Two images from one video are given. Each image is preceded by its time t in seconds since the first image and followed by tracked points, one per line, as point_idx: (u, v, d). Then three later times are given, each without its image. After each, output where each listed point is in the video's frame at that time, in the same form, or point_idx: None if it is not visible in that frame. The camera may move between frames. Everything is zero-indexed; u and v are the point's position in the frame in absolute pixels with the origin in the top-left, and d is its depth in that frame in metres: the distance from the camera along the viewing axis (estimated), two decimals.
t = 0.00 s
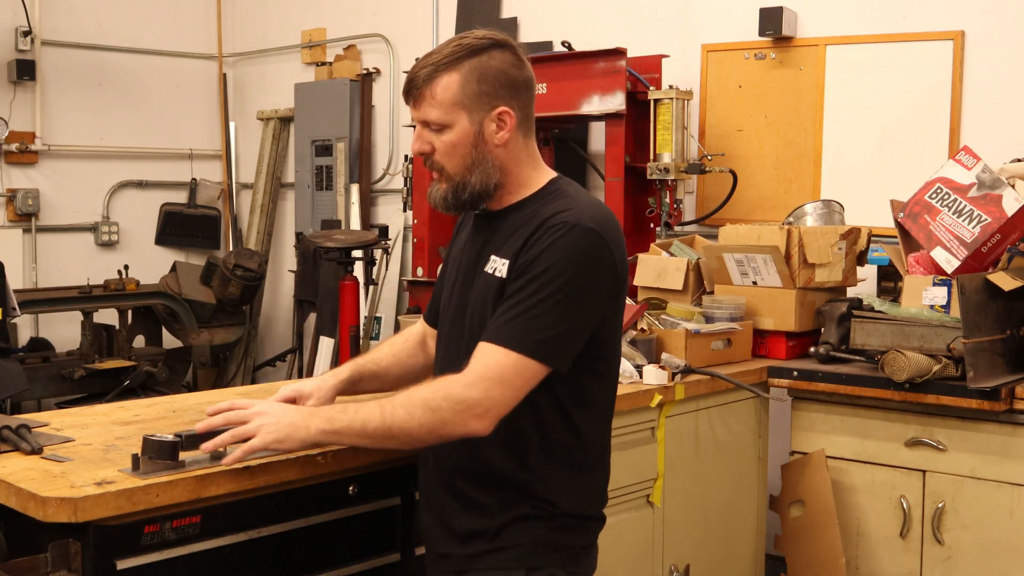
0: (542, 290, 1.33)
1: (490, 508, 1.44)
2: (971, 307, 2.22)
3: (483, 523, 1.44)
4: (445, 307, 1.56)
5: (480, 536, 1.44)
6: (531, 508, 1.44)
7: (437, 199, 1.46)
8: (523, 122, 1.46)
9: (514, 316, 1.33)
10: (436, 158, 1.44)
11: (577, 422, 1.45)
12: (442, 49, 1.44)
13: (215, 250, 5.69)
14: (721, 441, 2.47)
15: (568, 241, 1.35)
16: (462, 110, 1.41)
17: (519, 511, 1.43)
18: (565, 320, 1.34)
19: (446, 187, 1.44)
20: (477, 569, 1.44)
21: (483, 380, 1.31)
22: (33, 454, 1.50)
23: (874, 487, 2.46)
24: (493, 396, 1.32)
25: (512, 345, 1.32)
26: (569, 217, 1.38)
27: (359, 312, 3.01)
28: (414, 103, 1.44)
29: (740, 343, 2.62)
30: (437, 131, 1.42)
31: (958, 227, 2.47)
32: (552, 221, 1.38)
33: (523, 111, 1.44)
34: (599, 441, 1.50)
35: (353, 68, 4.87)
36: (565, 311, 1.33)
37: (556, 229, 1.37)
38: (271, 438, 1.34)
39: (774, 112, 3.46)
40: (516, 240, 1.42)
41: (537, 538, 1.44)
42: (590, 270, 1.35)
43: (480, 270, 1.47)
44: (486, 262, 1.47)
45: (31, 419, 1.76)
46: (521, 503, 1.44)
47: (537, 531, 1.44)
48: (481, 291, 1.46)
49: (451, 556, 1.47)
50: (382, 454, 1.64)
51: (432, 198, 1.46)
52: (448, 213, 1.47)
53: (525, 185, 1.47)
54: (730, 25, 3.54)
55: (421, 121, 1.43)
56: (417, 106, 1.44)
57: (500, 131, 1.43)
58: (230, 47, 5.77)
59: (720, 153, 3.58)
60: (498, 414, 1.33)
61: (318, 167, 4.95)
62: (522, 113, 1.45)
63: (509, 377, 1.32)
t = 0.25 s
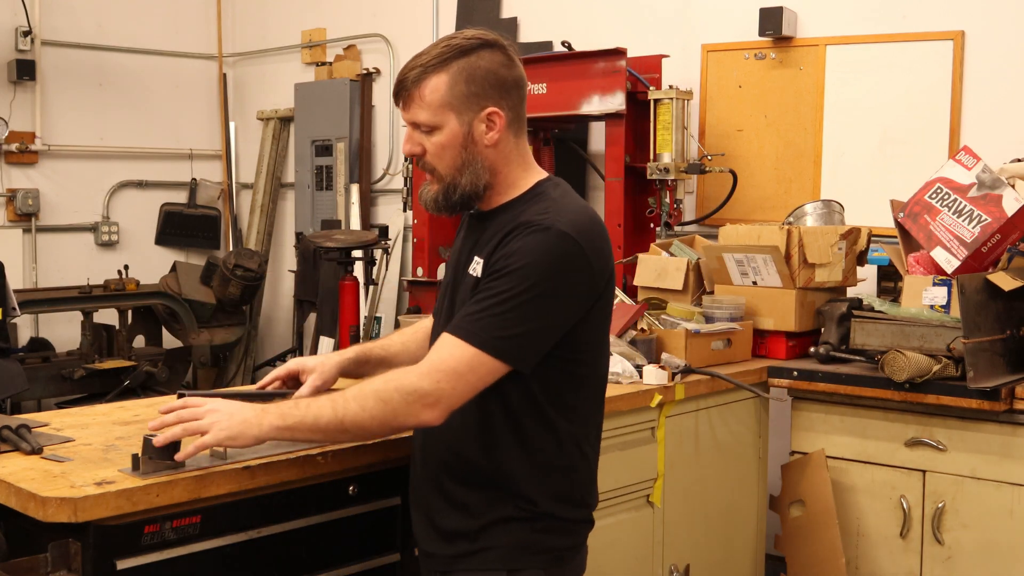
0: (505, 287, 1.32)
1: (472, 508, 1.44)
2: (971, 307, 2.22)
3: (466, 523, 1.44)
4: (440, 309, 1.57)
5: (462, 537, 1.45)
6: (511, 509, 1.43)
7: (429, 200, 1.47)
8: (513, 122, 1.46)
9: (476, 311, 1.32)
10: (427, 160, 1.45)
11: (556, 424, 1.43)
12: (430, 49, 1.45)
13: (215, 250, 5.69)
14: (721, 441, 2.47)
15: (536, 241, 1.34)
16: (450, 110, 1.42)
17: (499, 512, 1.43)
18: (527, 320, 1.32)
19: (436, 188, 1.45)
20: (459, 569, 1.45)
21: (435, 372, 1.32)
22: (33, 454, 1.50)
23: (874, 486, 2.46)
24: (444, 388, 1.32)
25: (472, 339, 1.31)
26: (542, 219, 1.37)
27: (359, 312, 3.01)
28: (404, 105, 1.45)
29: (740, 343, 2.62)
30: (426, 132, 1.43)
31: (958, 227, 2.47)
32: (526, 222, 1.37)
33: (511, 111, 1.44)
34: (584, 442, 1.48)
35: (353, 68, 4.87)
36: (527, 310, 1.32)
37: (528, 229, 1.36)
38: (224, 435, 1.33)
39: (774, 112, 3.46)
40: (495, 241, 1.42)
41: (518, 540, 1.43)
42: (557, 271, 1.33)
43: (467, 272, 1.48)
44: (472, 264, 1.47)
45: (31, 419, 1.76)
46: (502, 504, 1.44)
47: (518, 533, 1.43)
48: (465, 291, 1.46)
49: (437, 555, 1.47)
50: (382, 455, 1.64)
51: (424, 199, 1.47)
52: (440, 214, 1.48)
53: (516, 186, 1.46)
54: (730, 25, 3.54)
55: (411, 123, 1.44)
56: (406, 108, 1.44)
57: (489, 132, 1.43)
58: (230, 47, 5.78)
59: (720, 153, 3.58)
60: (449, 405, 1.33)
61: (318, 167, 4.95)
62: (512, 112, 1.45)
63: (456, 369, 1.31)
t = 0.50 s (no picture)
0: (487, 286, 1.32)
1: (464, 507, 1.44)
2: (971, 307, 2.22)
3: (459, 522, 1.44)
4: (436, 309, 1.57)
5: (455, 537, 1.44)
6: (502, 509, 1.43)
7: (421, 203, 1.47)
8: (502, 121, 1.46)
9: (459, 309, 1.32)
10: (418, 163, 1.45)
11: (544, 424, 1.43)
12: (417, 53, 1.45)
13: (215, 250, 5.69)
14: (721, 441, 2.47)
15: (519, 239, 1.34)
16: (438, 112, 1.42)
17: (490, 511, 1.43)
18: (510, 318, 1.32)
19: (428, 191, 1.45)
20: (452, 568, 1.44)
21: (416, 368, 1.33)
22: (33, 455, 1.50)
23: (874, 486, 2.46)
24: (425, 384, 1.33)
25: (456, 337, 1.31)
26: (526, 218, 1.37)
27: (359, 312, 3.01)
28: (393, 109, 1.45)
29: (740, 343, 2.62)
30: (416, 135, 1.43)
31: (958, 227, 2.47)
32: (511, 221, 1.37)
33: (499, 110, 1.44)
34: (576, 443, 1.48)
35: (353, 68, 4.86)
36: (510, 309, 1.31)
37: (512, 228, 1.36)
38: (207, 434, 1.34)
39: (774, 112, 3.46)
40: (482, 240, 1.42)
41: (509, 540, 1.42)
42: (540, 270, 1.33)
43: (458, 272, 1.48)
44: (463, 264, 1.47)
45: (31, 419, 1.76)
46: (492, 503, 1.43)
47: (508, 533, 1.43)
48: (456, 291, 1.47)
49: (431, 555, 1.47)
50: (382, 455, 1.64)
51: (416, 202, 1.47)
52: (433, 216, 1.48)
53: (507, 186, 1.46)
54: (730, 25, 3.54)
55: (400, 126, 1.44)
56: (395, 112, 1.44)
57: (478, 132, 1.43)
58: (229, 47, 5.78)
59: (720, 153, 3.58)
60: (429, 401, 1.34)
61: (318, 167, 4.95)
62: (501, 112, 1.45)
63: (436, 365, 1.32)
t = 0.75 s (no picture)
0: (476, 282, 1.32)
1: (462, 506, 1.45)
2: (971, 307, 2.22)
3: (458, 522, 1.44)
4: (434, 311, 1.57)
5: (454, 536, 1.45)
6: (500, 508, 1.43)
7: (416, 204, 1.47)
8: (493, 119, 1.45)
9: (451, 307, 1.32)
10: (412, 164, 1.45)
11: (540, 421, 1.43)
12: (406, 54, 1.45)
13: (215, 250, 5.69)
14: (721, 441, 2.47)
15: (508, 236, 1.33)
16: (429, 113, 1.42)
17: (488, 510, 1.43)
18: (501, 314, 1.31)
19: (423, 192, 1.45)
20: (451, 568, 1.45)
21: (409, 365, 1.32)
22: (33, 454, 1.50)
23: (874, 486, 2.46)
24: (419, 381, 1.32)
25: (448, 334, 1.31)
26: (516, 215, 1.36)
27: (359, 312, 3.01)
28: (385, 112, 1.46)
29: (740, 343, 2.62)
30: (408, 136, 1.43)
31: (958, 227, 2.47)
32: (502, 218, 1.37)
33: (489, 109, 1.44)
34: (573, 441, 1.47)
35: (353, 68, 4.86)
36: (501, 305, 1.31)
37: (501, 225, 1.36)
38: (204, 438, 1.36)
39: (774, 112, 3.46)
40: (474, 238, 1.42)
41: (508, 539, 1.42)
42: (530, 266, 1.32)
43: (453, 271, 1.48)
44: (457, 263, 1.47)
45: (31, 419, 1.76)
46: (490, 502, 1.43)
47: (507, 532, 1.43)
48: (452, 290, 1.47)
49: (429, 554, 1.47)
50: (382, 455, 1.64)
51: (411, 203, 1.47)
52: (429, 217, 1.48)
53: (501, 184, 1.46)
54: (730, 25, 3.54)
55: (392, 128, 1.44)
56: (386, 114, 1.45)
57: (469, 131, 1.43)
58: (230, 47, 5.78)
59: (720, 153, 3.58)
60: (424, 398, 1.33)
61: (318, 167, 4.95)
62: (491, 110, 1.45)
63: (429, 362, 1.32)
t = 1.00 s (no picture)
0: (466, 277, 1.32)
1: (464, 505, 1.45)
2: (971, 307, 2.22)
3: (459, 521, 1.44)
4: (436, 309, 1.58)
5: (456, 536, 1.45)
6: (502, 508, 1.43)
7: (413, 207, 1.47)
8: (487, 119, 1.45)
9: (442, 302, 1.33)
10: (407, 166, 1.45)
11: (540, 420, 1.43)
12: (399, 57, 1.46)
13: (215, 250, 5.69)
14: (721, 441, 2.47)
15: (498, 231, 1.33)
16: (423, 114, 1.42)
17: (490, 509, 1.43)
18: (492, 309, 1.31)
19: (419, 194, 1.45)
20: (452, 567, 1.45)
21: (400, 362, 1.33)
22: (32, 455, 1.50)
23: (874, 486, 2.46)
24: (410, 377, 1.33)
25: (438, 329, 1.31)
26: (507, 210, 1.36)
27: (359, 312, 3.01)
28: (380, 115, 1.46)
29: (740, 343, 2.62)
30: (403, 138, 1.43)
31: (958, 227, 2.47)
32: (494, 214, 1.37)
33: (483, 108, 1.44)
34: (574, 438, 1.47)
35: (353, 68, 4.86)
36: (492, 299, 1.31)
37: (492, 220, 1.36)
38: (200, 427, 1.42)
39: (774, 112, 3.46)
40: (468, 235, 1.42)
41: (510, 539, 1.42)
42: (521, 260, 1.32)
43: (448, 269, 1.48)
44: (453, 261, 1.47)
45: (30, 420, 1.76)
46: (492, 501, 1.43)
47: (509, 532, 1.43)
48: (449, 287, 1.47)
49: (431, 554, 1.47)
50: (382, 455, 1.64)
51: (408, 206, 1.47)
52: (427, 220, 1.48)
53: (497, 184, 1.46)
54: (730, 25, 3.54)
55: (386, 131, 1.44)
56: (380, 117, 1.45)
57: (464, 131, 1.43)
58: (230, 47, 5.78)
59: (720, 153, 3.58)
60: (415, 394, 1.34)
61: (318, 167, 4.95)
62: (485, 110, 1.45)
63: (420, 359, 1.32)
